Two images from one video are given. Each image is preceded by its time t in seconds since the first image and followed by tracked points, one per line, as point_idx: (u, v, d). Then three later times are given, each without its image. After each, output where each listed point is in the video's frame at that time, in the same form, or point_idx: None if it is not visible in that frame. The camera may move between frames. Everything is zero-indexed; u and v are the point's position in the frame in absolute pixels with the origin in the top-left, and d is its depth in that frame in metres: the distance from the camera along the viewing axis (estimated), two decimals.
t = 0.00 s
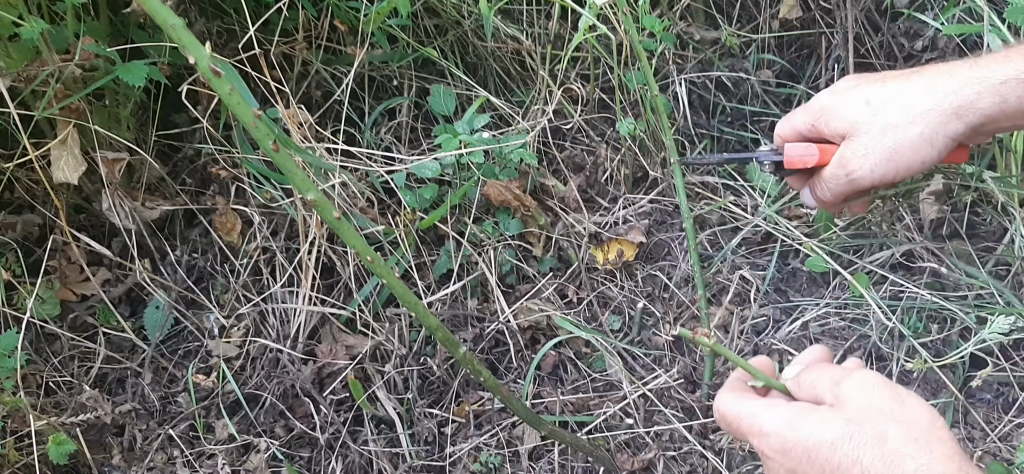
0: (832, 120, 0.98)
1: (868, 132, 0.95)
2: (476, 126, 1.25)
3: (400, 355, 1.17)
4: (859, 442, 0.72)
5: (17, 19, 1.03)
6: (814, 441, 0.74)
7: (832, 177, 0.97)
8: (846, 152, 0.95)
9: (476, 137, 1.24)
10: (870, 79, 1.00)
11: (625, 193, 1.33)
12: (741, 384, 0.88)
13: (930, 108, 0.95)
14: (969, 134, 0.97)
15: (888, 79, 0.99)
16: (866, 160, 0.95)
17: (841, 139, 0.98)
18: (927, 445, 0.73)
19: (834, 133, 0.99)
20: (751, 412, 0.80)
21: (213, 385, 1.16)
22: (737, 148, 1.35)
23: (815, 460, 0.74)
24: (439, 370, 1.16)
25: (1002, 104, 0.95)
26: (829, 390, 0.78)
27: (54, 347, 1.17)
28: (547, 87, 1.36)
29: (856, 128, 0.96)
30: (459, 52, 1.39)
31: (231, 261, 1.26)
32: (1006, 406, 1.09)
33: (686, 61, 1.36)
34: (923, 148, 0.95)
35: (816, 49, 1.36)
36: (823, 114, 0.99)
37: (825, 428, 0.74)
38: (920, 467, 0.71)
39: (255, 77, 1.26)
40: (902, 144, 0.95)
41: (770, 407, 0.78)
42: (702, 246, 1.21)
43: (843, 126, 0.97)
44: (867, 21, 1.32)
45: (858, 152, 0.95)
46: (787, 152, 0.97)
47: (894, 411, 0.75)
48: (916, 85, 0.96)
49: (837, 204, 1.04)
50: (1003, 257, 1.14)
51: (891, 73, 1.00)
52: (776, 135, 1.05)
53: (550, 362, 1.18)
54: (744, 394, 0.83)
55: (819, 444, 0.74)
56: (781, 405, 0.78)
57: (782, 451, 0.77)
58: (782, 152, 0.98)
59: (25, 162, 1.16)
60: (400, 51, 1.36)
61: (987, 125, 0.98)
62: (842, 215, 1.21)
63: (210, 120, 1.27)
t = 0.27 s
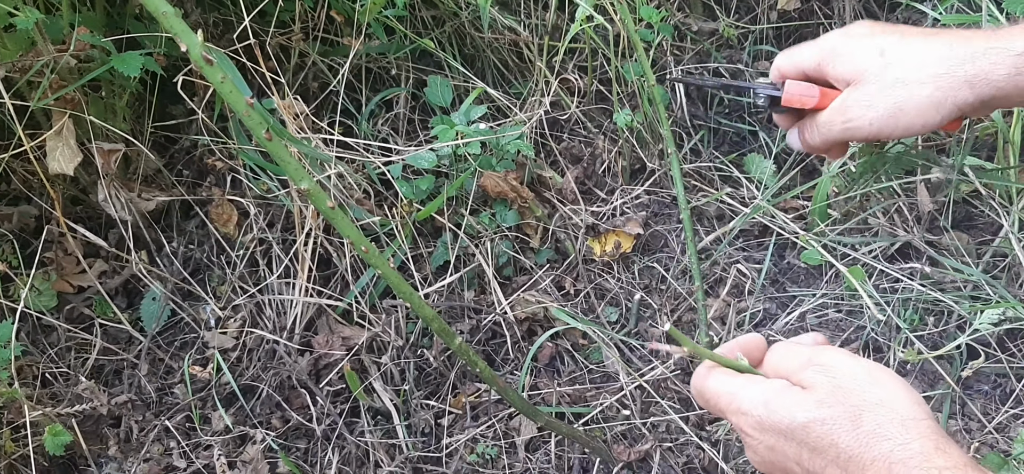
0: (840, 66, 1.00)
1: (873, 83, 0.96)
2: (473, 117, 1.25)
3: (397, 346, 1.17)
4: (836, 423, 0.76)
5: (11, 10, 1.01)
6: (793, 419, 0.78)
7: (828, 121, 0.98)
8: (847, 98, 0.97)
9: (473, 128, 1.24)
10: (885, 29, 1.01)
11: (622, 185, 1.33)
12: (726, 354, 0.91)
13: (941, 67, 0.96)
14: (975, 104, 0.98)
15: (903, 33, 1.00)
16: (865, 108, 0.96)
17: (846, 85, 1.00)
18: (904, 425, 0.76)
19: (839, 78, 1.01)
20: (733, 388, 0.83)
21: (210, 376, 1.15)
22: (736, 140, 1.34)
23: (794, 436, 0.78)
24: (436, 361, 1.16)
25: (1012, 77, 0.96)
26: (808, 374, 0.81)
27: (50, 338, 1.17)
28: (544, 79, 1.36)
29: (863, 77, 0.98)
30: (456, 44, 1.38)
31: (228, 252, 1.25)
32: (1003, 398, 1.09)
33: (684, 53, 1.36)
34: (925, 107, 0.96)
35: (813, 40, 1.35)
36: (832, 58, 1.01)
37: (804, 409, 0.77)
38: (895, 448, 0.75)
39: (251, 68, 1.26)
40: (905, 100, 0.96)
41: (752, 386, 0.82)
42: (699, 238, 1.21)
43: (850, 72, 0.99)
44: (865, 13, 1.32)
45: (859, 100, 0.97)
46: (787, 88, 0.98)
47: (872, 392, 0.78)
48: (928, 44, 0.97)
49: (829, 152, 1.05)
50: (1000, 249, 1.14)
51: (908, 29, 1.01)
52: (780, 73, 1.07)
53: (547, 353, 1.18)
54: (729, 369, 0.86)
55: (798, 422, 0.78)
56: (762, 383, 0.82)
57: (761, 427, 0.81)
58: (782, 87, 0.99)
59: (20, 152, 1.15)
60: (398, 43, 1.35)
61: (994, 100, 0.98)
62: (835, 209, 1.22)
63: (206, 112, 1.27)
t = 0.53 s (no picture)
0: (851, 94, 0.94)
1: (892, 114, 0.92)
2: (475, 112, 1.25)
3: (399, 341, 1.17)
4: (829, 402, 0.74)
5: (14, 5, 1.01)
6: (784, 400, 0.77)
7: (853, 156, 0.96)
8: (868, 132, 0.94)
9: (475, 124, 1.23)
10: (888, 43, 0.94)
11: (624, 180, 1.33)
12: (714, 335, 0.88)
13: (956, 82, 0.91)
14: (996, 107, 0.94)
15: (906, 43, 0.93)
16: (889, 141, 0.93)
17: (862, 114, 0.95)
18: (897, 399, 0.74)
19: (851, 107, 0.95)
20: (722, 371, 0.81)
21: (212, 371, 1.16)
22: (737, 135, 1.34)
23: (785, 416, 0.77)
24: (438, 356, 1.16)
25: None
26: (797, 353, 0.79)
27: (52, 333, 1.17)
28: (546, 74, 1.36)
29: (877, 105, 0.93)
30: (458, 39, 1.38)
31: (229, 247, 1.26)
32: (1005, 393, 1.09)
33: (686, 48, 1.36)
34: (946, 126, 0.94)
35: (816, 36, 1.35)
36: (839, 87, 0.95)
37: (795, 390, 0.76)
38: (889, 425, 0.73)
39: (253, 63, 1.26)
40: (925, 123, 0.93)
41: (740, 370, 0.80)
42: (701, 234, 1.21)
43: (865, 104, 0.93)
44: (868, 8, 1.32)
45: (879, 132, 0.93)
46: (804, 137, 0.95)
47: (865, 369, 0.75)
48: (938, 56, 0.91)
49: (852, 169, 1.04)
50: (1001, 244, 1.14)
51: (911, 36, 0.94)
52: (791, 102, 1.01)
53: (549, 348, 1.18)
54: (717, 351, 0.84)
55: (790, 405, 0.76)
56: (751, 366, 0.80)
57: (751, 409, 0.80)
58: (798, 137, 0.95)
59: (23, 147, 1.15)
60: (399, 38, 1.35)
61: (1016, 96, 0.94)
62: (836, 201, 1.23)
63: (208, 107, 1.27)
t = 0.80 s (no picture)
0: (839, 117, 0.97)
1: (879, 137, 0.96)
2: (471, 109, 1.24)
3: (395, 338, 1.17)
4: (766, 335, 0.72)
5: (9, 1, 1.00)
6: (721, 333, 0.74)
7: (842, 176, 0.99)
8: (857, 155, 0.97)
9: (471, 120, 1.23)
10: (873, 65, 0.96)
11: (621, 177, 1.33)
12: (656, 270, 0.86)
13: (941, 105, 0.94)
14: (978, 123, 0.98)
15: (890, 65, 0.96)
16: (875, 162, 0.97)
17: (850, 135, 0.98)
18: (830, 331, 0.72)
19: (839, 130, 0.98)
20: (662, 305, 0.78)
21: (208, 368, 1.16)
22: (735, 132, 1.34)
23: (721, 350, 0.74)
24: (434, 353, 1.17)
25: (1014, 99, 0.94)
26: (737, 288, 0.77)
27: (49, 330, 1.17)
28: (544, 71, 1.36)
29: (864, 128, 0.96)
30: (455, 35, 1.38)
31: (226, 244, 1.25)
32: (1002, 390, 1.08)
33: (683, 45, 1.36)
34: (931, 145, 0.97)
35: (813, 32, 1.35)
36: (826, 111, 0.97)
37: (733, 323, 0.74)
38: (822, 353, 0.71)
39: (249, 60, 1.25)
40: (912, 144, 0.97)
41: (679, 303, 0.77)
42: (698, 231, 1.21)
43: (853, 127, 0.96)
44: (865, 5, 1.31)
45: (868, 154, 0.97)
46: (798, 159, 0.95)
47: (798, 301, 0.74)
48: (921, 80, 0.93)
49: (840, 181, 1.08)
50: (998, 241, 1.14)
51: (895, 57, 0.96)
52: (782, 121, 1.03)
53: (546, 345, 1.18)
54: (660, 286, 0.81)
55: (725, 337, 0.74)
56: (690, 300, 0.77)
57: (688, 346, 0.77)
58: (791, 160, 0.95)
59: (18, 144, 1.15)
60: (396, 34, 1.35)
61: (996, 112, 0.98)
62: (836, 198, 1.23)
63: (205, 103, 1.27)
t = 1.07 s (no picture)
0: (833, 120, 0.97)
1: (872, 139, 0.97)
2: (472, 110, 1.25)
3: (395, 337, 1.18)
4: (717, 240, 0.72)
5: (13, 3, 1.01)
6: (676, 236, 0.74)
7: (835, 175, 1.00)
8: (849, 156, 0.98)
9: (472, 121, 1.24)
10: (867, 67, 0.97)
11: (620, 177, 1.34)
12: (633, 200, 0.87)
13: (933, 108, 0.95)
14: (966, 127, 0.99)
15: (884, 70, 0.96)
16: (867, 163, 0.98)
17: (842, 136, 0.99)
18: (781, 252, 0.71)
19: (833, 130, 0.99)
20: (631, 212, 0.79)
21: (211, 367, 1.17)
22: (733, 132, 1.35)
23: (674, 251, 0.74)
24: (435, 352, 1.18)
25: (1004, 105, 0.96)
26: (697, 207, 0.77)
27: (53, 329, 1.18)
28: (543, 71, 1.37)
29: (858, 130, 0.97)
30: (456, 36, 1.39)
31: (228, 244, 1.26)
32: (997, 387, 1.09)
33: (682, 45, 1.37)
34: (923, 149, 0.99)
35: (811, 32, 1.36)
36: (821, 112, 0.98)
37: (690, 229, 0.74)
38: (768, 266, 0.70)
39: (251, 61, 1.26)
40: (904, 147, 0.98)
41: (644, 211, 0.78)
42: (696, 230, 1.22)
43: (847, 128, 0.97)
44: (863, 5, 1.32)
45: (860, 156, 0.98)
46: (790, 159, 0.97)
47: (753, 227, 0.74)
48: (915, 85, 0.94)
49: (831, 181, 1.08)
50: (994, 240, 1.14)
51: (889, 62, 0.97)
52: (774, 121, 1.04)
53: (545, 344, 1.19)
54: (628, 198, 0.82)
55: (678, 244, 0.74)
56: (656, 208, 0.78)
57: (645, 245, 0.77)
58: (784, 159, 0.97)
59: (22, 145, 1.16)
60: (397, 35, 1.35)
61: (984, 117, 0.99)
62: (832, 199, 1.24)
63: (207, 104, 1.28)
